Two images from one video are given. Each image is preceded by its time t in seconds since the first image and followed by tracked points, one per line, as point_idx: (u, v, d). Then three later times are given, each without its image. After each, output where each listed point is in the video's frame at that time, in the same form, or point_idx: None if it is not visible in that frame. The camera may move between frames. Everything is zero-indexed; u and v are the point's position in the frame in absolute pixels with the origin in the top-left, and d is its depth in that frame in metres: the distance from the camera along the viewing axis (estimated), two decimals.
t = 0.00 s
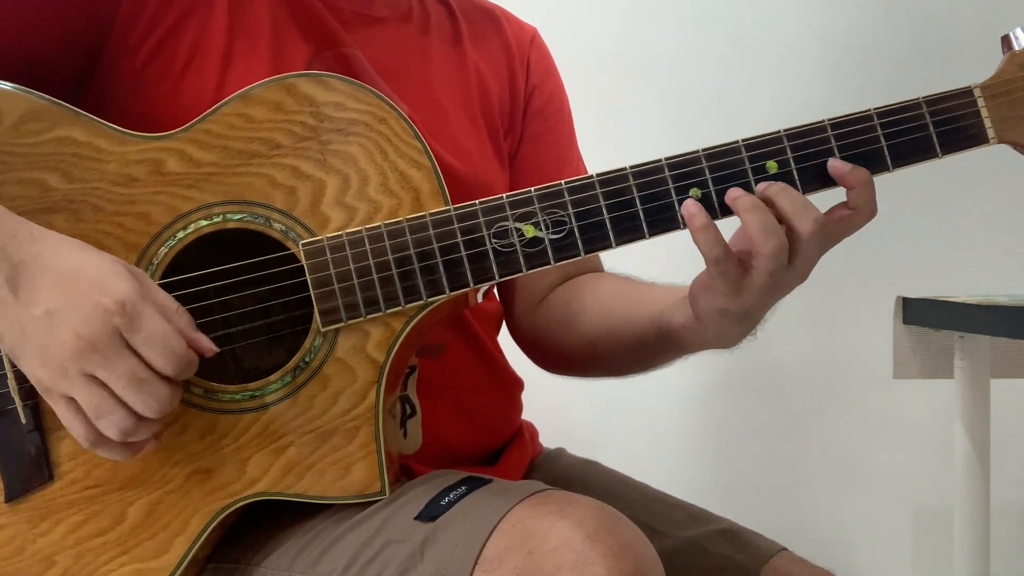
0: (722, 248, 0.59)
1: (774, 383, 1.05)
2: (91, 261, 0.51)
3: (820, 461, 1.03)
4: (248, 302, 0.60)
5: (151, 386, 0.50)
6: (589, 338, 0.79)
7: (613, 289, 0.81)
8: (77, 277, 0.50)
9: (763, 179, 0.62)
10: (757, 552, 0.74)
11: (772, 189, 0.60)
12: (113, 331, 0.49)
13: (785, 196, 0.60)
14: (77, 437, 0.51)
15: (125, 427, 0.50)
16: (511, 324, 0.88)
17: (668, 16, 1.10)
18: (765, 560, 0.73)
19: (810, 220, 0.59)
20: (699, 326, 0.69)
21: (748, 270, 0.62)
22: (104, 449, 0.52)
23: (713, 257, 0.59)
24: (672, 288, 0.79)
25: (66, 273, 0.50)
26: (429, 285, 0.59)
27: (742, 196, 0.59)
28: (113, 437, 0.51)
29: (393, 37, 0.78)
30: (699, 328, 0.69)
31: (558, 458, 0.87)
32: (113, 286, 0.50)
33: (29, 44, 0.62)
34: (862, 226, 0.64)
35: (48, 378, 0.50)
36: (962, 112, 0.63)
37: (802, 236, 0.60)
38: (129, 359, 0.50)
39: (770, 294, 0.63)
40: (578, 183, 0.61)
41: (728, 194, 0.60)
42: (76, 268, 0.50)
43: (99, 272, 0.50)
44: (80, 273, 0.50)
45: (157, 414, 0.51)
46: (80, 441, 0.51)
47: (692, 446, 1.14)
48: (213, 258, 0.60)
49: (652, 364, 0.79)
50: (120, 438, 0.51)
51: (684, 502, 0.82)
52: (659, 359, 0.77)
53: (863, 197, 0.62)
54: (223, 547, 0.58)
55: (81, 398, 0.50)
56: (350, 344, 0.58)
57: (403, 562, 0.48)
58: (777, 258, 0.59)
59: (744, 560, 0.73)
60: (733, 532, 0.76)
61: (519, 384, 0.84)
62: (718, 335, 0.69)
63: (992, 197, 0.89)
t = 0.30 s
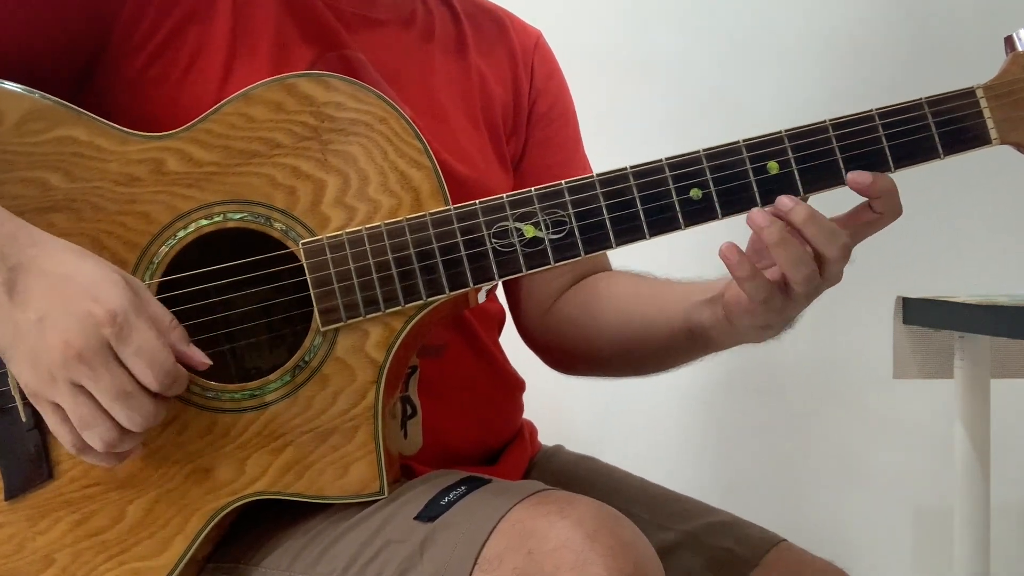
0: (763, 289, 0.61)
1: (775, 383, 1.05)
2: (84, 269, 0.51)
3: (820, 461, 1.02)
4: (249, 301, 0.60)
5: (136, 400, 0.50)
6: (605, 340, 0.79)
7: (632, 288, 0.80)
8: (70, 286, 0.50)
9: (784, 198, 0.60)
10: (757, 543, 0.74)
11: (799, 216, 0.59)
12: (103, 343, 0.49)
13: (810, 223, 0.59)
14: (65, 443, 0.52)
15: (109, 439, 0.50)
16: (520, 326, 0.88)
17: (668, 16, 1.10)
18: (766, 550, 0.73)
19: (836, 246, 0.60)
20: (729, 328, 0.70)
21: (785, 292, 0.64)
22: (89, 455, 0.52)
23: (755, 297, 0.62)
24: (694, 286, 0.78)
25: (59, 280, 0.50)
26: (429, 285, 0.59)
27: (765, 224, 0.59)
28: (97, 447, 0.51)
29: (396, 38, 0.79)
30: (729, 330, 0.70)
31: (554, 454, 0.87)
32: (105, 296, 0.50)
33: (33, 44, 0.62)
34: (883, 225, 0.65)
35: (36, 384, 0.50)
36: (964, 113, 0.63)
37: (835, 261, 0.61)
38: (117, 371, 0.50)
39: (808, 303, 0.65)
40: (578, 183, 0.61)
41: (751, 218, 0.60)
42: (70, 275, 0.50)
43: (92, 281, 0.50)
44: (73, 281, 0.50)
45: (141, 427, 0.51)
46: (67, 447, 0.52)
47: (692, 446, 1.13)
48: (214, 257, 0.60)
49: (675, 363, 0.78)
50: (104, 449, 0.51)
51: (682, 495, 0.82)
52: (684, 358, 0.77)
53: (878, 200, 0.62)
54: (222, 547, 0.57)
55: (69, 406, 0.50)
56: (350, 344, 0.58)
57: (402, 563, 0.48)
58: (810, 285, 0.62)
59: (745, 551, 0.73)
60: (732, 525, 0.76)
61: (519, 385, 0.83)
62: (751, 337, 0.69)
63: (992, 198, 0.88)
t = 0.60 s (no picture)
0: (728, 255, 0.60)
1: (775, 385, 1.05)
2: (102, 254, 0.51)
3: (819, 462, 1.03)
4: (253, 301, 0.60)
5: (165, 373, 0.50)
6: (599, 343, 0.79)
7: (630, 294, 0.81)
8: (87, 270, 0.50)
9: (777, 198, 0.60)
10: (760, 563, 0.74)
11: (789, 205, 0.59)
12: (126, 319, 0.49)
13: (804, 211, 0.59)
14: (95, 429, 0.51)
15: (143, 415, 0.50)
16: (517, 327, 0.89)
17: (669, 16, 1.10)
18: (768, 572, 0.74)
19: (825, 238, 0.59)
20: (710, 331, 0.69)
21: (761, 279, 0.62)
22: (123, 439, 0.52)
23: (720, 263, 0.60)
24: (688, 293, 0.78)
25: (75, 266, 0.50)
26: (434, 285, 0.59)
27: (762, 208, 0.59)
28: (130, 425, 0.51)
29: (402, 39, 0.79)
30: (709, 333, 0.69)
31: (562, 464, 0.87)
32: (125, 275, 0.50)
33: (40, 43, 0.62)
34: (878, 236, 0.64)
35: (63, 371, 0.50)
36: (967, 119, 0.64)
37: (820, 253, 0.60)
38: (143, 346, 0.50)
39: (784, 302, 0.64)
40: (584, 185, 0.62)
41: (750, 207, 0.59)
42: (86, 260, 0.51)
43: (111, 261, 0.51)
44: (89, 265, 0.50)
45: (173, 400, 0.51)
46: (99, 433, 0.52)
47: (692, 447, 1.14)
48: (219, 256, 0.61)
49: (668, 369, 0.78)
50: (138, 426, 0.51)
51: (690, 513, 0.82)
52: (676, 364, 0.77)
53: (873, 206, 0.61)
54: (225, 546, 0.57)
55: (98, 388, 0.50)
56: (355, 344, 0.58)
57: (406, 562, 0.48)
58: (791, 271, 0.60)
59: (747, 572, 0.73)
60: (738, 546, 0.76)
61: (522, 387, 0.83)
62: (728, 341, 0.69)
63: (992, 201, 0.89)
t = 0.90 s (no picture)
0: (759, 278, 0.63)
1: (775, 384, 1.05)
2: (100, 255, 0.51)
3: (820, 462, 1.02)
4: (250, 301, 0.60)
5: (159, 374, 0.50)
6: (601, 346, 0.80)
7: (631, 291, 0.81)
8: (84, 270, 0.50)
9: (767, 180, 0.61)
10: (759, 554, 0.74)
11: (784, 189, 0.60)
12: (122, 320, 0.50)
13: (801, 195, 0.60)
14: (89, 430, 0.51)
15: (136, 416, 0.50)
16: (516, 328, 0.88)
17: (669, 16, 1.10)
18: (767, 565, 0.73)
19: (827, 213, 0.61)
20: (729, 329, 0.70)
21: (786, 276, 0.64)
22: (117, 440, 0.52)
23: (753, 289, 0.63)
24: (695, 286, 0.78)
25: (73, 267, 0.51)
26: (432, 284, 0.60)
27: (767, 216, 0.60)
28: (124, 427, 0.50)
29: (401, 39, 0.79)
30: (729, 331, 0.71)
31: (558, 460, 0.87)
32: (122, 275, 0.50)
33: (39, 44, 0.62)
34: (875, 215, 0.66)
35: (58, 371, 0.50)
36: (964, 115, 0.64)
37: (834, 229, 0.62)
38: (138, 347, 0.50)
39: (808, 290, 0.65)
40: (582, 184, 0.62)
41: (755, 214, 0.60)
42: (84, 259, 0.51)
43: (108, 262, 0.51)
44: (87, 265, 0.51)
45: (166, 403, 0.51)
46: (93, 435, 0.51)
47: (692, 447, 1.14)
48: (217, 256, 0.61)
49: (672, 365, 0.79)
50: (131, 428, 0.50)
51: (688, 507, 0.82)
52: (683, 360, 0.77)
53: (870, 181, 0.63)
54: (224, 546, 0.57)
55: (92, 389, 0.50)
56: (353, 343, 0.58)
57: (405, 562, 0.48)
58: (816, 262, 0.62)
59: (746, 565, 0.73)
60: (732, 536, 0.76)
61: (520, 387, 0.83)
62: (748, 336, 0.70)
63: (991, 200, 0.89)
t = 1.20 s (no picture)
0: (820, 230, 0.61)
1: (775, 384, 1.05)
2: (108, 242, 0.51)
3: (820, 462, 1.03)
4: (251, 301, 0.60)
5: (175, 353, 0.50)
6: (615, 342, 0.81)
7: (640, 287, 0.80)
8: (94, 257, 0.50)
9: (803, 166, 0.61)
10: (758, 544, 0.73)
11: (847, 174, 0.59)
12: (134, 302, 0.49)
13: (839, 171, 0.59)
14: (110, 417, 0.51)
15: (156, 397, 0.50)
16: (537, 325, 0.88)
17: (669, 16, 1.10)
18: (765, 551, 0.73)
19: (887, 202, 0.60)
20: (771, 314, 0.69)
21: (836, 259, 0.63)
22: (137, 426, 0.52)
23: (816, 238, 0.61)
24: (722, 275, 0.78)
25: (82, 254, 0.51)
26: (433, 285, 0.59)
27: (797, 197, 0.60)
28: (144, 409, 0.50)
29: (401, 38, 0.79)
30: (770, 316, 0.69)
31: (556, 455, 0.88)
32: (132, 259, 0.50)
33: (37, 43, 0.62)
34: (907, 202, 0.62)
35: (72, 360, 0.50)
36: (965, 117, 0.64)
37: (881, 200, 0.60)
38: (151, 327, 0.50)
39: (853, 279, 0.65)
40: (583, 185, 0.62)
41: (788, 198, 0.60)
42: (93, 248, 0.51)
43: (117, 248, 0.51)
44: (97, 253, 0.51)
45: (184, 382, 0.51)
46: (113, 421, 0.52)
47: (693, 447, 1.14)
48: (218, 257, 0.61)
49: (706, 354, 0.78)
50: (152, 409, 0.50)
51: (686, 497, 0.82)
52: (696, 355, 0.78)
53: (892, 178, 0.60)
54: (224, 547, 0.57)
55: (109, 373, 0.50)
56: (354, 344, 0.58)
57: (406, 562, 0.48)
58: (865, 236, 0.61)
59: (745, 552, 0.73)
60: (728, 525, 0.76)
61: (520, 386, 0.83)
62: (790, 322, 0.69)
63: (990, 200, 0.89)
